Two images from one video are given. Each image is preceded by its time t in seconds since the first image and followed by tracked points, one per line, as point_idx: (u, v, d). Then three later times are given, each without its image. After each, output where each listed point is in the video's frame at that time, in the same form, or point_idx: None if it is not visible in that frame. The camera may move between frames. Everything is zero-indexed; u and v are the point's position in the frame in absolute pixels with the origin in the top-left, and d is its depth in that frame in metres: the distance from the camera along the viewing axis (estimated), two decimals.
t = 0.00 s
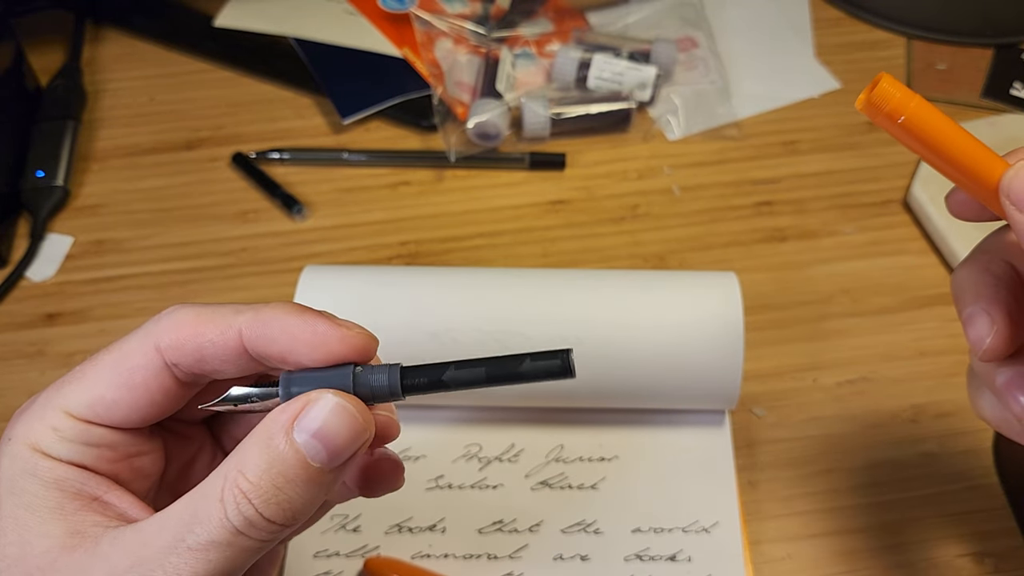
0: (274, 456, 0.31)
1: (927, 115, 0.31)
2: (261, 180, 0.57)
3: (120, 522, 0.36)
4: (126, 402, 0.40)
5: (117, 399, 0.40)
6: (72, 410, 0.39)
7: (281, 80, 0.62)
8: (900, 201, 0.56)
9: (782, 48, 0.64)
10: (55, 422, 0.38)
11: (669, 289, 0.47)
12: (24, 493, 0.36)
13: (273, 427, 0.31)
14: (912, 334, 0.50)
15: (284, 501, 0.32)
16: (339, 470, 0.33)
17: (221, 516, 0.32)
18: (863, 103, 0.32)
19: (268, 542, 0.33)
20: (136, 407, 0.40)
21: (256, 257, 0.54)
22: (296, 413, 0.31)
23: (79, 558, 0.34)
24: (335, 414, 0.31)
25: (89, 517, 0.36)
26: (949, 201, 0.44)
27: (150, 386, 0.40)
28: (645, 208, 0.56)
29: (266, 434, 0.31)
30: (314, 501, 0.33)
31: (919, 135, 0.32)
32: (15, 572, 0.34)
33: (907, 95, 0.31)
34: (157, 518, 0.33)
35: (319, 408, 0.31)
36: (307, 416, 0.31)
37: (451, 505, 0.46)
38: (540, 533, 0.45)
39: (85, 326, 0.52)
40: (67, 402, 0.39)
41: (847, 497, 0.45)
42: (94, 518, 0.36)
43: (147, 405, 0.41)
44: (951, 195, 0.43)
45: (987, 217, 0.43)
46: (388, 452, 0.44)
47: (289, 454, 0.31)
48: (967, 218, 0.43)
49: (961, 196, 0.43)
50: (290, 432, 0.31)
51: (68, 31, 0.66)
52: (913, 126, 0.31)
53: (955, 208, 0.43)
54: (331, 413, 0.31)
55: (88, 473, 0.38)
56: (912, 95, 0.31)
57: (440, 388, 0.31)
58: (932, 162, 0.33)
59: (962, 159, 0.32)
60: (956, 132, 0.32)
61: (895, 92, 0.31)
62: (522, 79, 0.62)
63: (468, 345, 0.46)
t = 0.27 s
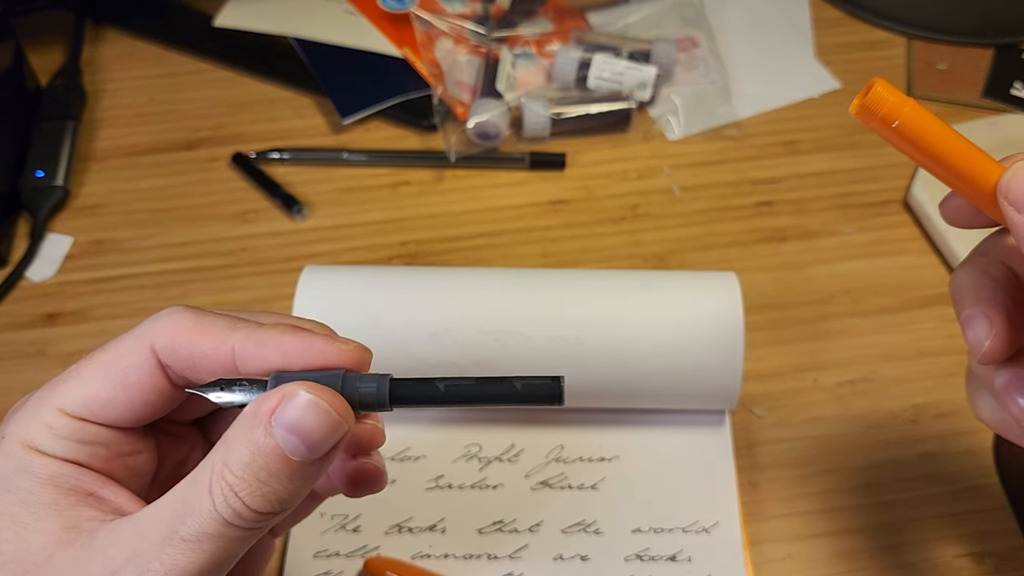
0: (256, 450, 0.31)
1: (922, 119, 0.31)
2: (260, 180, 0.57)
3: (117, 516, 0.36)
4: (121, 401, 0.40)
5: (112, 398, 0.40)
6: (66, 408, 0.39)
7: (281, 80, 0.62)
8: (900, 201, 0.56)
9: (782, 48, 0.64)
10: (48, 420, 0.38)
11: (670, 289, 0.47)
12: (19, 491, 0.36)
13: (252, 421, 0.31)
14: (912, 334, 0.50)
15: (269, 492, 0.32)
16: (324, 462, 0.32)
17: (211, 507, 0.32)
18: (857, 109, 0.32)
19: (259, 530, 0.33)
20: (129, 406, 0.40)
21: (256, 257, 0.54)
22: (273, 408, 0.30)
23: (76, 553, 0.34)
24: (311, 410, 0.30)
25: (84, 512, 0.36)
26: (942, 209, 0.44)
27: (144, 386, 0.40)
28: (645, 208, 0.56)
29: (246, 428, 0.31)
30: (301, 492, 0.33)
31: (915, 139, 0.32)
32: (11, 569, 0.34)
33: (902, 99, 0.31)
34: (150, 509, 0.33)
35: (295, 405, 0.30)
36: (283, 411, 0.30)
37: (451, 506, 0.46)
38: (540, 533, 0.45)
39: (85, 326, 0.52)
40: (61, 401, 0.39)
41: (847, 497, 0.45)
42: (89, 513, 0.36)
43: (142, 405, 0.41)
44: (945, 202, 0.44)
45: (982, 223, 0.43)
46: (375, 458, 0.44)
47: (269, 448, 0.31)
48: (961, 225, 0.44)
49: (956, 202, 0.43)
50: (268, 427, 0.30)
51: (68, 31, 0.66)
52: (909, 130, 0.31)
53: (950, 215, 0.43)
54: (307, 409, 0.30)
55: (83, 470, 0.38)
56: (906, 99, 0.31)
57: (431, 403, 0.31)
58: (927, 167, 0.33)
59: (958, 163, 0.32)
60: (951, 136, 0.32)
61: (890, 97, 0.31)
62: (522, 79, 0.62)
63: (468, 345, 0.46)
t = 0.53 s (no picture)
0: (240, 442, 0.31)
1: (912, 127, 0.32)
2: (260, 180, 0.57)
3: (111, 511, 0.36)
4: (115, 400, 0.40)
5: (105, 397, 0.40)
6: (59, 406, 0.39)
7: (282, 80, 0.62)
8: (900, 201, 0.56)
9: (782, 48, 0.64)
10: (42, 418, 0.38)
11: (670, 289, 0.47)
12: (14, 488, 0.36)
13: (236, 413, 0.31)
14: (912, 334, 0.50)
15: (255, 482, 0.32)
16: (309, 451, 0.32)
17: (200, 499, 0.32)
18: (847, 118, 0.32)
19: (250, 520, 0.33)
20: (122, 404, 0.40)
21: (256, 257, 0.54)
22: (255, 399, 0.30)
23: (71, 547, 0.34)
24: (291, 401, 0.30)
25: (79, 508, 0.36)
26: (932, 220, 0.45)
27: (136, 385, 0.40)
28: (645, 208, 0.56)
29: (230, 419, 0.31)
30: (288, 482, 0.33)
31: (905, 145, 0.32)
32: (7, 565, 0.34)
33: (891, 107, 0.31)
34: (141, 503, 0.33)
35: (275, 395, 0.30)
36: (264, 402, 0.30)
37: (451, 506, 0.46)
38: (541, 533, 0.45)
39: (85, 326, 0.52)
40: (54, 399, 0.39)
41: (847, 497, 0.45)
42: (83, 509, 0.36)
43: (136, 404, 0.40)
44: (935, 214, 0.44)
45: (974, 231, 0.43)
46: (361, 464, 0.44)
47: (253, 439, 0.31)
48: (952, 236, 0.44)
49: (946, 213, 0.43)
50: (250, 418, 0.30)
51: (68, 31, 0.66)
52: (900, 138, 0.32)
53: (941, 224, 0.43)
54: (288, 399, 0.30)
55: (77, 466, 0.38)
56: (894, 107, 0.31)
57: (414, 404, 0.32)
58: (920, 174, 0.33)
59: (950, 168, 0.33)
60: (941, 142, 0.32)
61: (879, 105, 0.31)
62: (522, 79, 0.62)
63: (469, 345, 0.46)
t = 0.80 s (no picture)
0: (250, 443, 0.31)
1: (909, 130, 0.32)
2: (261, 180, 0.57)
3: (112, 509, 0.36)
4: (114, 400, 0.40)
5: (105, 396, 0.40)
6: (58, 404, 0.39)
7: (282, 81, 0.63)
8: (900, 201, 0.56)
9: (781, 48, 0.64)
10: (41, 417, 0.39)
11: (669, 288, 0.47)
12: (13, 487, 0.36)
13: (247, 415, 0.31)
14: (911, 333, 0.51)
15: (264, 484, 0.32)
16: (318, 453, 0.32)
17: (207, 500, 0.32)
18: (843, 124, 0.32)
19: (255, 521, 0.34)
20: (123, 403, 0.40)
21: (257, 257, 0.55)
22: (267, 401, 0.31)
23: (72, 545, 0.34)
24: (304, 404, 0.30)
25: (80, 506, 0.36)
26: (928, 226, 0.45)
27: (136, 385, 0.40)
28: (644, 208, 0.56)
29: (241, 421, 0.31)
30: (296, 483, 0.33)
31: (903, 148, 0.32)
32: (7, 563, 0.34)
33: (887, 110, 0.32)
34: (145, 502, 0.33)
35: (288, 398, 0.30)
36: (276, 405, 0.30)
37: (451, 505, 0.46)
38: (540, 533, 0.45)
39: (85, 326, 0.52)
40: (54, 398, 0.39)
41: (846, 497, 0.45)
42: (84, 507, 0.36)
43: (135, 404, 0.41)
44: (930, 220, 0.44)
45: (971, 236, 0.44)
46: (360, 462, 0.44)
47: (263, 441, 0.31)
48: (949, 242, 0.44)
49: (942, 219, 0.44)
50: (262, 420, 0.30)
51: (69, 32, 0.66)
52: (897, 140, 0.32)
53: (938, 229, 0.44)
54: (300, 402, 0.30)
55: (77, 465, 0.39)
56: (891, 110, 0.32)
57: (422, 399, 0.32)
58: (917, 177, 0.33)
59: (948, 171, 0.33)
60: (938, 145, 0.32)
61: (875, 108, 0.31)
62: (522, 79, 0.62)
63: (468, 344, 0.46)
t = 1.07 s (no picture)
0: (262, 448, 0.31)
1: (908, 132, 0.32)
2: (261, 181, 0.57)
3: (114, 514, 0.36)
4: (117, 405, 0.40)
5: (107, 401, 0.40)
6: (62, 409, 0.39)
7: (283, 81, 0.63)
8: (899, 201, 0.56)
9: (781, 48, 0.64)
10: (44, 420, 0.39)
11: (669, 288, 0.47)
12: (15, 489, 0.37)
13: (260, 421, 0.31)
14: (911, 333, 0.51)
15: (274, 491, 0.32)
16: (328, 460, 0.32)
17: (215, 506, 0.32)
18: (843, 125, 0.32)
19: (261, 530, 0.34)
20: (126, 408, 0.40)
21: (257, 257, 0.55)
22: (281, 407, 0.31)
23: (75, 549, 0.34)
24: (320, 409, 0.31)
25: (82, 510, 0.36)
26: (928, 229, 0.45)
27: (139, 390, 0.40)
28: (644, 208, 0.56)
29: (253, 426, 0.31)
30: (304, 491, 0.33)
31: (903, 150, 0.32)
32: (8, 566, 0.34)
33: (886, 112, 0.32)
34: (150, 509, 0.34)
35: (304, 404, 0.31)
36: (292, 410, 0.31)
37: (451, 505, 0.46)
38: (540, 532, 0.45)
39: (86, 326, 0.52)
40: (58, 402, 0.39)
41: (845, 496, 0.45)
42: (86, 511, 0.36)
43: (139, 409, 0.41)
44: (930, 223, 0.44)
45: (972, 238, 0.44)
46: (369, 459, 0.44)
47: (276, 447, 0.31)
48: (949, 244, 0.44)
49: (941, 221, 0.44)
50: (276, 425, 0.31)
51: (70, 32, 0.66)
52: (897, 142, 0.32)
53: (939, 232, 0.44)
54: (316, 407, 0.31)
55: (79, 469, 0.39)
56: (890, 112, 0.32)
57: (432, 400, 0.32)
58: (917, 178, 0.33)
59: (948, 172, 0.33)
60: (937, 147, 0.33)
61: (874, 109, 0.32)
62: (522, 80, 0.62)
63: (468, 344, 0.47)
